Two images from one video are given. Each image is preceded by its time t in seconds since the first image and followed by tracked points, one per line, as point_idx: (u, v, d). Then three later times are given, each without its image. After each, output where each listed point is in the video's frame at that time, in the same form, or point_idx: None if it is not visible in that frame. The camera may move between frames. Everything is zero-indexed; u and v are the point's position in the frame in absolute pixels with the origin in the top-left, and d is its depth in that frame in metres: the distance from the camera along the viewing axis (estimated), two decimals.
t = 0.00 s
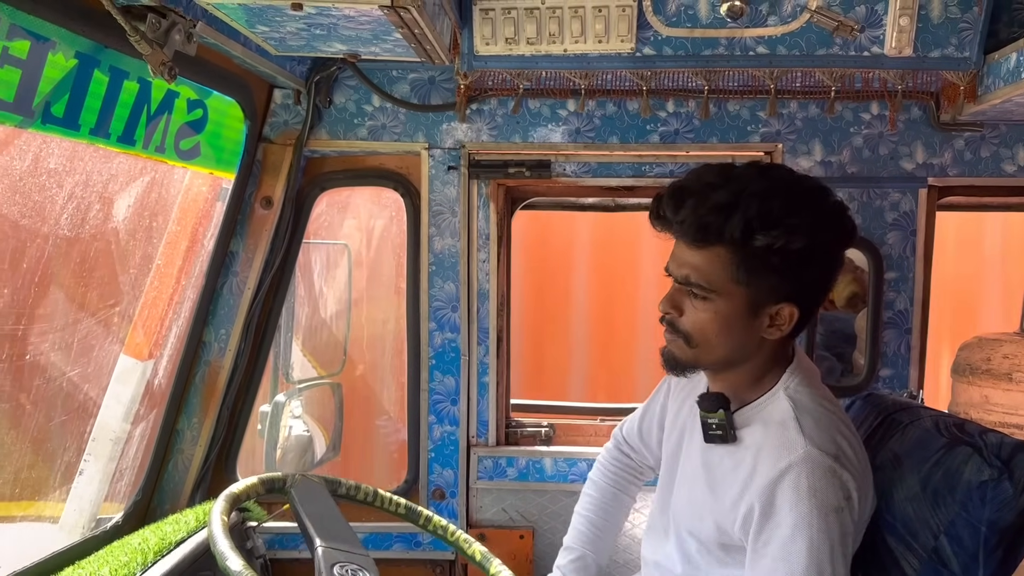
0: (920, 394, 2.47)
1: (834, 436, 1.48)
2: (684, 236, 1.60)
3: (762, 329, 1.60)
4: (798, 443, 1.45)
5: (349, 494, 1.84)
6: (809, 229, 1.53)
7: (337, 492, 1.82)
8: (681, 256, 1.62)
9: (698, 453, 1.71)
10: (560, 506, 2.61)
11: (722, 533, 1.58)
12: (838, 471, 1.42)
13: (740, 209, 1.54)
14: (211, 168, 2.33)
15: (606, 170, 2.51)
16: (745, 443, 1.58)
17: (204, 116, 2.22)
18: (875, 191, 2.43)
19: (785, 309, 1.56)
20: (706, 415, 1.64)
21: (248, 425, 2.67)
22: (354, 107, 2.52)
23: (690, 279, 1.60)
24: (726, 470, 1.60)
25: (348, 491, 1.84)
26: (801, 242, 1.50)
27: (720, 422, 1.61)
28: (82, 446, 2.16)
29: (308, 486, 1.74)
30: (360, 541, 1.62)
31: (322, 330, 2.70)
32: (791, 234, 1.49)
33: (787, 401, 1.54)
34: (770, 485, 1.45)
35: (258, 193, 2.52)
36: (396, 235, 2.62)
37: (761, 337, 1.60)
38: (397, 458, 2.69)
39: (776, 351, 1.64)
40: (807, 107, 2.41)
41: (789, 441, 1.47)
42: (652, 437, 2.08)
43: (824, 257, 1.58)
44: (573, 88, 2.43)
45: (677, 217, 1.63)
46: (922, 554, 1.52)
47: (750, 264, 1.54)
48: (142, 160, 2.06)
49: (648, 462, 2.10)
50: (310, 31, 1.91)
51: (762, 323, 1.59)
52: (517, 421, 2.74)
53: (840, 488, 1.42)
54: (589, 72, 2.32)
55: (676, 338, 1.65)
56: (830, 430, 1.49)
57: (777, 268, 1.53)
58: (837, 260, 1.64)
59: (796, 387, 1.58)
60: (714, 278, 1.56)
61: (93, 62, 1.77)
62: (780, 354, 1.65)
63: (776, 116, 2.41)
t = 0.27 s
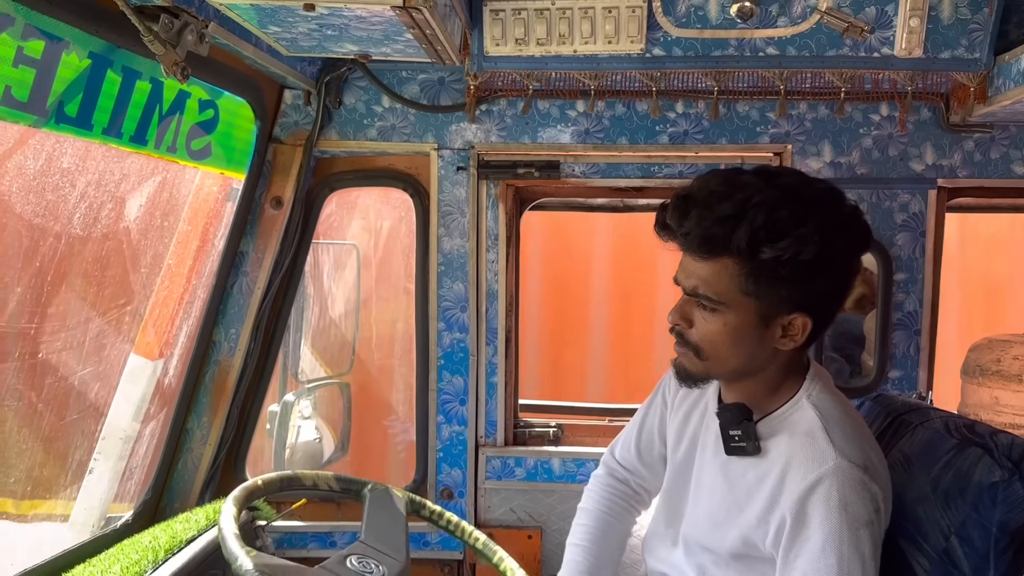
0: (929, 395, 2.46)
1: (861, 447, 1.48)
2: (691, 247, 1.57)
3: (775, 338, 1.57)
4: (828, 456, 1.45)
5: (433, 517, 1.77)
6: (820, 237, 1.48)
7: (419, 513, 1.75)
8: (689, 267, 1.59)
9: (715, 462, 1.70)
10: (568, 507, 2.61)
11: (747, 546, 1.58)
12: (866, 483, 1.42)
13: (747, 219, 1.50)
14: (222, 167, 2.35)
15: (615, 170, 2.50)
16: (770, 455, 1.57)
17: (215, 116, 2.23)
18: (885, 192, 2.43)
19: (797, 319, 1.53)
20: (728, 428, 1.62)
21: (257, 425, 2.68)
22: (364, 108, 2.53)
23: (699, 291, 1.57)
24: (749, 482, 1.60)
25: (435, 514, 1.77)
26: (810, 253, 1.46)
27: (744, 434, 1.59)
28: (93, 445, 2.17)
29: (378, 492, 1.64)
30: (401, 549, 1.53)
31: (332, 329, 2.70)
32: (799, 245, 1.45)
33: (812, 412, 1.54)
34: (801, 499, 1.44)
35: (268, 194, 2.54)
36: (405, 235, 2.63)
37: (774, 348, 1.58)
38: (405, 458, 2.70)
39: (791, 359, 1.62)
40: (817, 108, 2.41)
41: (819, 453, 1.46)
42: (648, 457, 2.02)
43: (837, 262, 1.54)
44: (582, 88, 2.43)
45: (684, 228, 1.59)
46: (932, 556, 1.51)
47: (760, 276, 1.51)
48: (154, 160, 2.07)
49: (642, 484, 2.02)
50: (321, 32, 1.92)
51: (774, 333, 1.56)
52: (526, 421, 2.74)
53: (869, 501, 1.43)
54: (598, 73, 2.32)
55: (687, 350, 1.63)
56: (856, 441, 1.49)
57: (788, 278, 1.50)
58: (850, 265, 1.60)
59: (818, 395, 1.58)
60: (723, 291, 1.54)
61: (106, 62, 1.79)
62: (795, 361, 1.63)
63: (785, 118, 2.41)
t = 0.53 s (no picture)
0: (933, 397, 2.46)
1: (877, 450, 1.35)
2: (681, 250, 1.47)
3: (773, 344, 1.45)
4: (848, 458, 1.31)
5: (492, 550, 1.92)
6: (818, 239, 1.37)
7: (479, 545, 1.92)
8: (685, 270, 1.46)
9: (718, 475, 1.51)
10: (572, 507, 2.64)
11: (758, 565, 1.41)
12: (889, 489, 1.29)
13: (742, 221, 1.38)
14: (229, 168, 2.36)
15: (620, 172, 2.52)
16: (784, 465, 1.40)
17: (222, 117, 2.25)
18: (890, 195, 2.43)
19: (797, 324, 1.42)
20: (742, 439, 1.44)
21: (262, 424, 2.69)
22: (369, 109, 2.54)
23: (695, 294, 1.44)
24: (757, 497, 1.42)
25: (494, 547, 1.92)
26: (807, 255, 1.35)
27: (760, 447, 1.42)
28: (99, 443, 2.18)
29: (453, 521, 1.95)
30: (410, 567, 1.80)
31: (337, 329, 2.72)
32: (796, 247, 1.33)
33: (827, 416, 1.39)
34: (822, 511, 1.29)
35: (274, 194, 2.55)
36: (410, 236, 2.64)
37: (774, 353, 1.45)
38: (409, 457, 2.71)
39: (792, 366, 1.49)
40: (822, 110, 2.41)
41: (837, 456, 1.32)
42: (630, 475, 1.72)
43: (839, 268, 1.42)
44: (587, 90, 2.44)
45: (675, 230, 1.49)
46: (937, 558, 1.51)
47: (757, 279, 1.39)
48: (161, 160, 2.09)
49: (622, 503, 1.73)
50: (328, 33, 1.93)
51: (772, 339, 1.44)
52: (530, 421, 2.75)
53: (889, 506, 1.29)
54: (604, 74, 2.35)
55: (683, 356, 1.49)
56: (871, 443, 1.37)
57: (786, 282, 1.39)
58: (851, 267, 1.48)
59: (828, 398, 1.44)
60: (719, 294, 1.41)
61: (114, 63, 1.80)
62: (798, 367, 1.49)
63: (790, 119, 2.42)
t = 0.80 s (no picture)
0: (940, 400, 2.46)
1: (862, 442, 1.35)
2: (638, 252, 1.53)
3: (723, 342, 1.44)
4: (834, 454, 1.31)
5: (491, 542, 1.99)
6: (749, 232, 1.36)
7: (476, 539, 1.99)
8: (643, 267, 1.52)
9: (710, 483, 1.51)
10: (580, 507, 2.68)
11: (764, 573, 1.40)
12: (877, 481, 1.28)
13: (678, 215, 1.43)
14: (241, 169, 2.39)
15: (628, 174, 2.53)
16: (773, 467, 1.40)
17: (235, 119, 2.28)
18: (897, 198, 2.44)
19: (738, 319, 1.40)
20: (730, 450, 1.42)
21: (272, 423, 2.71)
22: (380, 112, 2.56)
23: (649, 290, 1.48)
24: (751, 503, 1.42)
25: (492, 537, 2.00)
26: (729, 246, 1.35)
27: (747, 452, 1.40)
28: (111, 441, 2.20)
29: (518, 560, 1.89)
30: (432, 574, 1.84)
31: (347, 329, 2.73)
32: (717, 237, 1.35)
33: (809, 415, 1.38)
34: (813, 511, 1.28)
35: (285, 196, 2.57)
36: (418, 237, 2.66)
37: (728, 349, 1.44)
38: (417, 457, 2.73)
39: (758, 361, 1.46)
40: (829, 114, 2.43)
41: (824, 453, 1.32)
42: (597, 476, 1.73)
43: (782, 258, 1.37)
44: (596, 93, 2.45)
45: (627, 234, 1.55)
46: (941, 559, 1.52)
47: (694, 273, 1.41)
48: (175, 162, 2.11)
49: (581, 500, 1.72)
50: (341, 37, 1.95)
51: (719, 336, 1.44)
52: (537, 422, 2.76)
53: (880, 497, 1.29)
54: (613, 78, 2.35)
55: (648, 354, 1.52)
56: (857, 434, 1.36)
57: (718, 273, 1.38)
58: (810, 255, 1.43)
59: (808, 393, 1.43)
60: (663, 287, 1.45)
61: (129, 66, 1.82)
62: (757, 369, 1.47)
63: (798, 123, 2.43)
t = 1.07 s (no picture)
0: (945, 400, 2.45)
1: (823, 425, 1.27)
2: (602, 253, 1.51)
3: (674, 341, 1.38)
4: (789, 438, 1.25)
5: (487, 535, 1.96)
6: (687, 229, 1.29)
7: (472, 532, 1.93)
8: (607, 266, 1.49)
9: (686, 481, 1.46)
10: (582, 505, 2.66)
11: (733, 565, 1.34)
12: (832, 459, 1.22)
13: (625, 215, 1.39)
14: (244, 164, 2.38)
15: (633, 171, 2.52)
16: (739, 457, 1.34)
17: (239, 113, 2.27)
18: (903, 197, 2.43)
19: (681, 317, 1.34)
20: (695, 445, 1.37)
21: (275, 419, 2.71)
22: (385, 107, 2.55)
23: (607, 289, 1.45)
24: (719, 496, 1.37)
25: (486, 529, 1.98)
26: (663, 244, 1.30)
27: (714, 445, 1.34)
28: (114, 436, 2.20)
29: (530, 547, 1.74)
30: None
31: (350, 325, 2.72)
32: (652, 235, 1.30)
33: (772, 401, 1.32)
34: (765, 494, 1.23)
35: (290, 191, 2.57)
36: (422, 233, 2.65)
37: (678, 347, 1.38)
38: (420, 454, 2.73)
39: (717, 356, 1.38)
40: (836, 111, 2.42)
41: (781, 438, 1.26)
42: (573, 468, 1.69)
43: (719, 254, 1.28)
44: (602, 90, 2.45)
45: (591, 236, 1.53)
46: (946, 558, 1.50)
47: (638, 272, 1.36)
48: (179, 156, 2.11)
49: (551, 493, 1.67)
50: (346, 31, 1.95)
51: (667, 334, 1.38)
52: (541, 420, 2.73)
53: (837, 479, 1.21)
54: (619, 74, 2.35)
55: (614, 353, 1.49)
56: (821, 418, 1.28)
57: (660, 272, 1.33)
58: (763, 246, 1.31)
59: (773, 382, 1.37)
60: (615, 285, 1.42)
61: (134, 58, 1.82)
62: (713, 367, 1.38)
63: (805, 121, 2.42)
